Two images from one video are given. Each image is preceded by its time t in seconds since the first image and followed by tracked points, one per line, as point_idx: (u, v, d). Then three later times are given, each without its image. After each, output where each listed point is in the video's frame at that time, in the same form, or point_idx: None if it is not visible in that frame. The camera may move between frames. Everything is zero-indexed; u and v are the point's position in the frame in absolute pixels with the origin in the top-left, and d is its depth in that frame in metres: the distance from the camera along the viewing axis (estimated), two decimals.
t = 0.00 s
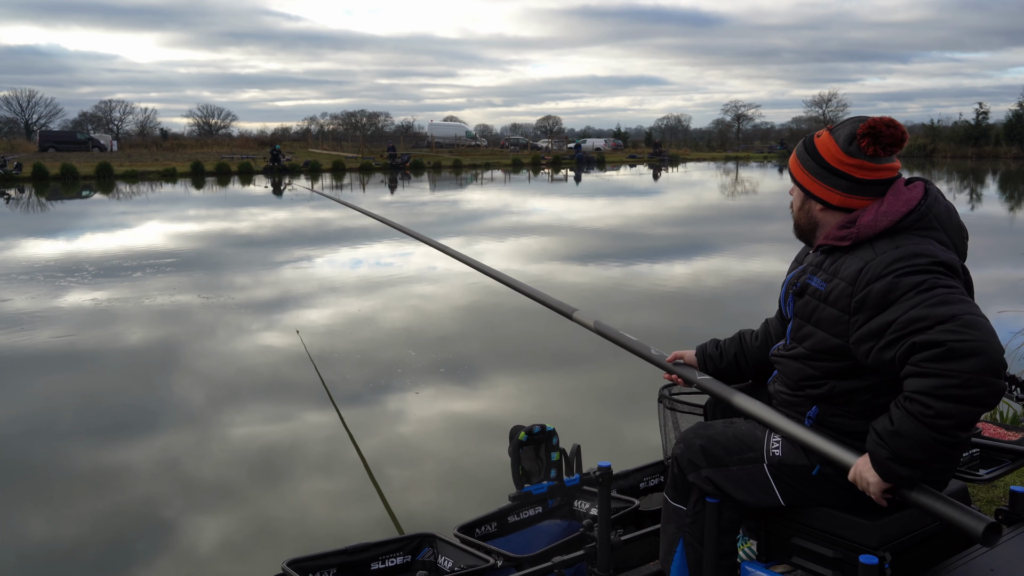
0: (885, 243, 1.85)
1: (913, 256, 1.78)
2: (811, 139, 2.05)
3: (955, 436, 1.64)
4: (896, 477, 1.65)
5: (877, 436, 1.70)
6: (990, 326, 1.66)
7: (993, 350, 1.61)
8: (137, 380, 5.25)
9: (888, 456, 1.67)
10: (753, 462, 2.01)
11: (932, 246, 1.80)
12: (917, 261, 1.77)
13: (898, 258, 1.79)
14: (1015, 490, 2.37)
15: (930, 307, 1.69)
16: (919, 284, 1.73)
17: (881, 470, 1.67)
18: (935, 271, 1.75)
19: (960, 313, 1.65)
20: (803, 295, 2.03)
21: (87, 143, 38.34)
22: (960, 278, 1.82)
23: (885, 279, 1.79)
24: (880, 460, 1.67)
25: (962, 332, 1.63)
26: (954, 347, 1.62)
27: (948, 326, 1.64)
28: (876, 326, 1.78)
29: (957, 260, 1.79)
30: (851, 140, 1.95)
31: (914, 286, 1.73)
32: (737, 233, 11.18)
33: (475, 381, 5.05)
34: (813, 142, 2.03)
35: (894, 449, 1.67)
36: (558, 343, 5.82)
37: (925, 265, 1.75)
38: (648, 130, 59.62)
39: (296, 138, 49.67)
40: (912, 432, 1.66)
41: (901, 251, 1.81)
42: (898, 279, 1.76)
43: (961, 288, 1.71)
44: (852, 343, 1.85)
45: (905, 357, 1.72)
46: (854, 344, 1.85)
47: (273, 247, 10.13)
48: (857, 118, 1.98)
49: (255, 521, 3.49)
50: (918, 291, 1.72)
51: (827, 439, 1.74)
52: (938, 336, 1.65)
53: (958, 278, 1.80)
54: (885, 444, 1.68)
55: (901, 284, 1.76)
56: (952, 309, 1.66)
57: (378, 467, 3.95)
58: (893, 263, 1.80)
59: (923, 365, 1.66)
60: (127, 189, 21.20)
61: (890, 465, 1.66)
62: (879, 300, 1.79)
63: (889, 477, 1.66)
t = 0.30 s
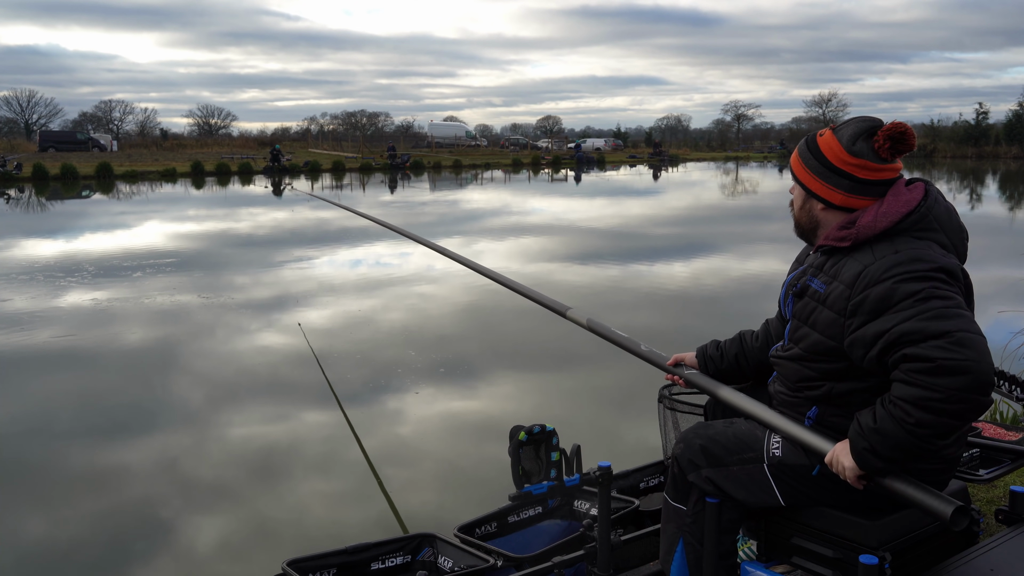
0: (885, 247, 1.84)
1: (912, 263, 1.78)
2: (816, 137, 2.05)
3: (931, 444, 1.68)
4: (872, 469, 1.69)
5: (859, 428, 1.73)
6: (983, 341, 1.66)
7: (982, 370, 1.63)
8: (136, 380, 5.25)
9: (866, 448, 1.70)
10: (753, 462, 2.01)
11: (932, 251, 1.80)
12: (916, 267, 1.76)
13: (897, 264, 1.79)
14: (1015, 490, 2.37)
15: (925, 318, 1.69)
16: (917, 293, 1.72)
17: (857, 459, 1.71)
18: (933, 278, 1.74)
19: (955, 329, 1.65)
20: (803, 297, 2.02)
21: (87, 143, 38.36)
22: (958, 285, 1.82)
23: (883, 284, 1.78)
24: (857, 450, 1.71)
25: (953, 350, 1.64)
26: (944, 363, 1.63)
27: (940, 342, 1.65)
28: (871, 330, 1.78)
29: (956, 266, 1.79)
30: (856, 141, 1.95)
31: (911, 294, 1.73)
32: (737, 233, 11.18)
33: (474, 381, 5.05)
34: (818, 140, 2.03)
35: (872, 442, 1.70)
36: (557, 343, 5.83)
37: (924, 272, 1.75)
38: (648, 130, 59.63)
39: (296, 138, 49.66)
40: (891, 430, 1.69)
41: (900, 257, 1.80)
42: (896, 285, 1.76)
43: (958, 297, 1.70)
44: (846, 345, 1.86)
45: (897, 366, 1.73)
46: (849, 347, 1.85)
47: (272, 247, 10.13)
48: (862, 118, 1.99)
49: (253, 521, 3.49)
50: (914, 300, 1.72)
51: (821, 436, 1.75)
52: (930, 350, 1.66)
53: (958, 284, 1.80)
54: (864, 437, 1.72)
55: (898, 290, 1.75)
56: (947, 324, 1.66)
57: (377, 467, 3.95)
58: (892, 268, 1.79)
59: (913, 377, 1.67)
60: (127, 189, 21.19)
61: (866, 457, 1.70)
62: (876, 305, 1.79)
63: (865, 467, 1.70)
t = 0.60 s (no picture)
0: (876, 241, 1.85)
1: (903, 252, 1.78)
2: (807, 137, 2.05)
3: (962, 429, 1.61)
4: (903, 471, 1.64)
5: (886, 434, 1.68)
6: (981, 318, 1.65)
7: (986, 342, 1.60)
8: (136, 380, 5.25)
9: (895, 450, 1.65)
10: (752, 462, 2.01)
11: (922, 241, 1.80)
12: (907, 257, 1.77)
13: (888, 254, 1.80)
14: (1015, 490, 2.37)
15: (920, 302, 1.68)
16: (908, 280, 1.73)
17: (886, 463, 1.65)
18: (924, 265, 1.75)
19: (951, 307, 1.64)
20: (798, 295, 2.02)
21: (87, 143, 38.36)
22: (952, 272, 1.81)
23: (875, 275, 1.79)
24: (887, 455, 1.65)
25: (952, 327, 1.62)
26: (945, 340, 1.61)
27: (938, 321, 1.64)
28: (868, 322, 1.78)
29: (947, 255, 1.79)
30: (849, 140, 1.95)
31: (903, 281, 1.73)
32: (736, 233, 11.18)
33: (473, 381, 5.05)
34: (811, 140, 2.03)
35: (903, 444, 1.64)
36: (556, 343, 5.83)
37: (914, 259, 1.75)
38: (648, 130, 59.65)
39: (296, 138, 49.64)
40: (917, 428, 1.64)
41: (891, 248, 1.81)
42: (888, 275, 1.76)
43: (950, 281, 1.70)
44: (845, 340, 1.85)
45: (898, 353, 1.71)
46: (847, 342, 1.85)
47: (272, 248, 10.13)
48: (852, 117, 1.99)
49: (251, 521, 3.49)
50: (907, 286, 1.72)
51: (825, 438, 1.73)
52: (929, 332, 1.64)
53: (950, 272, 1.80)
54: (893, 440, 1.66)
55: (891, 279, 1.75)
56: (942, 303, 1.65)
57: (376, 467, 3.96)
58: (883, 259, 1.80)
59: (917, 364, 1.65)
60: (127, 189, 21.18)
61: (897, 459, 1.64)
62: (870, 296, 1.79)
63: (896, 471, 1.64)
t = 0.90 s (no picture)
0: (875, 239, 1.85)
1: (903, 249, 1.79)
2: (812, 138, 2.03)
3: (975, 423, 1.60)
4: (919, 477, 1.61)
5: (898, 440, 1.65)
6: (982, 311, 1.65)
7: (989, 334, 1.60)
8: (135, 380, 5.25)
9: (911, 456, 1.62)
10: (752, 462, 2.01)
11: (922, 238, 1.81)
12: (907, 252, 1.78)
13: (887, 251, 1.80)
14: (1015, 490, 2.37)
15: (921, 297, 1.69)
16: (909, 275, 1.73)
17: (904, 470, 1.62)
18: (924, 261, 1.75)
19: (952, 301, 1.65)
20: (798, 294, 2.02)
21: (87, 143, 38.37)
22: (951, 269, 1.82)
23: (876, 272, 1.79)
24: (904, 462, 1.62)
25: (955, 319, 1.62)
26: (948, 333, 1.62)
27: (941, 314, 1.64)
28: (869, 319, 1.78)
29: (947, 252, 1.79)
30: (863, 137, 1.96)
31: (904, 276, 1.74)
32: (736, 233, 11.18)
33: (472, 381, 5.05)
34: (819, 140, 2.01)
35: (919, 449, 1.61)
36: (556, 343, 5.83)
37: (915, 255, 1.76)
38: (648, 130, 59.65)
39: (297, 138, 49.62)
40: (931, 429, 1.61)
41: (891, 244, 1.81)
42: (889, 271, 1.77)
43: (951, 276, 1.71)
44: (846, 338, 1.85)
45: (900, 349, 1.71)
46: (849, 340, 1.85)
47: (271, 247, 10.12)
48: (853, 115, 2.00)
49: (250, 521, 3.48)
50: (908, 281, 1.73)
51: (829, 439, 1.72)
52: (933, 325, 1.64)
53: (950, 269, 1.80)
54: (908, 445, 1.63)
55: (891, 275, 1.76)
56: (944, 296, 1.66)
57: (375, 467, 3.96)
58: (883, 256, 1.80)
59: (921, 359, 1.65)
60: (127, 189, 21.17)
61: (915, 465, 1.61)
62: (871, 293, 1.79)
63: (915, 479, 1.61)
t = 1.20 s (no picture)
0: (877, 240, 1.86)
1: (904, 250, 1.79)
2: (829, 134, 2.02)
3: (991, 423, 1.57)
4: (945, 489, 1.57)
5: (920, 451, 1.61)
6: (984, 313, 1.65)
7: (991, 335, 1.59)
8: (134, 380, 5.25)
9: (936, 465, 1.58)
10: (752, 462, 2.01)
11: (923, 240, 1.81)
12: (907, 253, 1.78)
13: (888, 252, 1.80)
14: (1015, 490, 2.37)
15: (922, 298, 1.69)
16: (910, 276, 1.73)
17: (930, 481, 1.58)
18: (925, 262, 1.75)
19: (953, 302, 1.64)
20: (799, 295, 2.03)
21: (87, 143, 38.37)
22: (952, 270, 1.81)
23: (876, 274, 1.79)
24: (929, 473, 1.58)
25: (956, 320, 1.62)
26: (950, 336, 1.61)
27: (942, 316, 1.64)
28: (871, 320, 1.78)
29: (948, 253, 1.79)
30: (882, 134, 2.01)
31: (905, 278, 1.74)
32: (735, 233, 11.19)
33: (471, 381, 5.06)
34: (841, 136, 2.00)
35: (944, 457, 1.58)
36: (555, 343, 5.83)
37: (915, 256, 1.76)
38: (648, 130, 59.67)
39: (297, 138, 49.61)
40: (952, 434, 1.58)
41: (892, 246, 1.81)
42: (889, 272, 1.77)
43: (952, 277, 1.71)
44: (847, 340, 1.85)
45: (902, 351, 1.70)
46: (849, 341, 1.85)
47: (271, 248, 10.13)
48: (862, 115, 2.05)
49: (248, 521, 3.49)
50: (908, 282, 1.72)
51: (832, 441, 1.72)
52: (934, 327, 1.64)
53: (951, 270, 1.79)
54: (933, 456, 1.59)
55: (891, 277, 1.76)
56: (944, 298, 1.65)
57: (374, 467, 3.96)
58: (884, 257, 1.80)
59: (925, 362, 1.64)
60: (127, 189, 21.17)
61: (942, 473, 1.57)
62: (872, 295, 1.79)
63: (943, 488, 1.57)
